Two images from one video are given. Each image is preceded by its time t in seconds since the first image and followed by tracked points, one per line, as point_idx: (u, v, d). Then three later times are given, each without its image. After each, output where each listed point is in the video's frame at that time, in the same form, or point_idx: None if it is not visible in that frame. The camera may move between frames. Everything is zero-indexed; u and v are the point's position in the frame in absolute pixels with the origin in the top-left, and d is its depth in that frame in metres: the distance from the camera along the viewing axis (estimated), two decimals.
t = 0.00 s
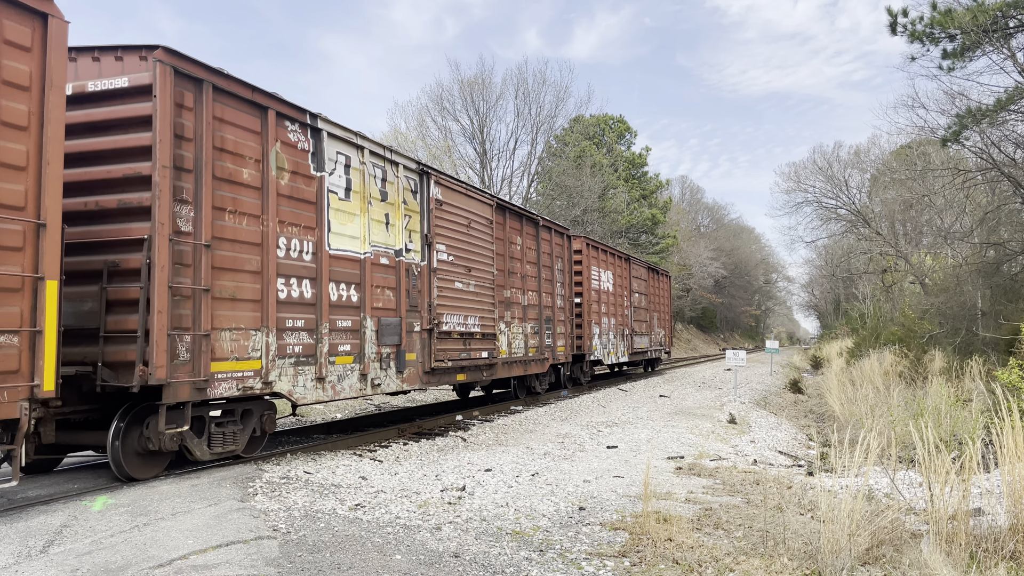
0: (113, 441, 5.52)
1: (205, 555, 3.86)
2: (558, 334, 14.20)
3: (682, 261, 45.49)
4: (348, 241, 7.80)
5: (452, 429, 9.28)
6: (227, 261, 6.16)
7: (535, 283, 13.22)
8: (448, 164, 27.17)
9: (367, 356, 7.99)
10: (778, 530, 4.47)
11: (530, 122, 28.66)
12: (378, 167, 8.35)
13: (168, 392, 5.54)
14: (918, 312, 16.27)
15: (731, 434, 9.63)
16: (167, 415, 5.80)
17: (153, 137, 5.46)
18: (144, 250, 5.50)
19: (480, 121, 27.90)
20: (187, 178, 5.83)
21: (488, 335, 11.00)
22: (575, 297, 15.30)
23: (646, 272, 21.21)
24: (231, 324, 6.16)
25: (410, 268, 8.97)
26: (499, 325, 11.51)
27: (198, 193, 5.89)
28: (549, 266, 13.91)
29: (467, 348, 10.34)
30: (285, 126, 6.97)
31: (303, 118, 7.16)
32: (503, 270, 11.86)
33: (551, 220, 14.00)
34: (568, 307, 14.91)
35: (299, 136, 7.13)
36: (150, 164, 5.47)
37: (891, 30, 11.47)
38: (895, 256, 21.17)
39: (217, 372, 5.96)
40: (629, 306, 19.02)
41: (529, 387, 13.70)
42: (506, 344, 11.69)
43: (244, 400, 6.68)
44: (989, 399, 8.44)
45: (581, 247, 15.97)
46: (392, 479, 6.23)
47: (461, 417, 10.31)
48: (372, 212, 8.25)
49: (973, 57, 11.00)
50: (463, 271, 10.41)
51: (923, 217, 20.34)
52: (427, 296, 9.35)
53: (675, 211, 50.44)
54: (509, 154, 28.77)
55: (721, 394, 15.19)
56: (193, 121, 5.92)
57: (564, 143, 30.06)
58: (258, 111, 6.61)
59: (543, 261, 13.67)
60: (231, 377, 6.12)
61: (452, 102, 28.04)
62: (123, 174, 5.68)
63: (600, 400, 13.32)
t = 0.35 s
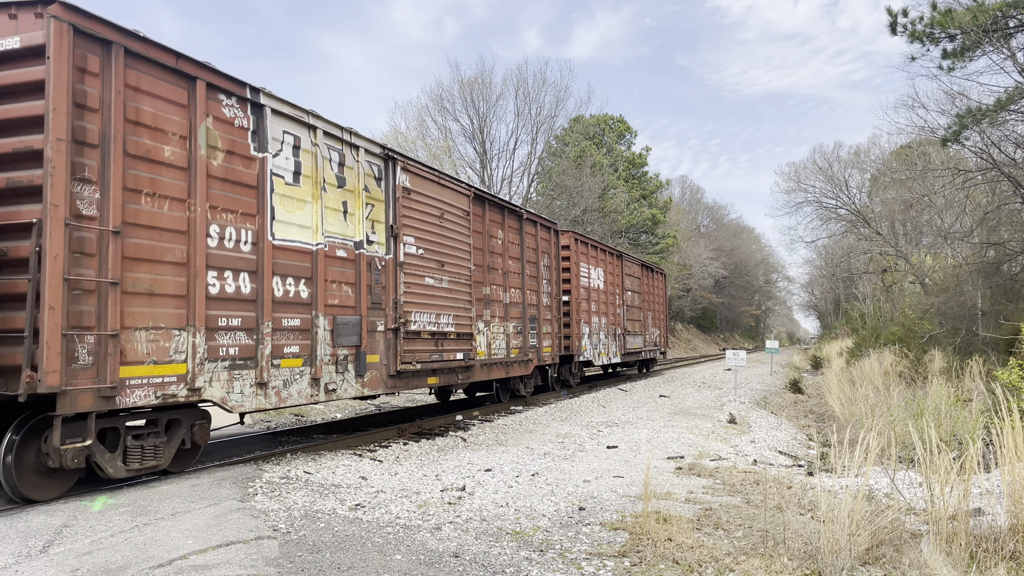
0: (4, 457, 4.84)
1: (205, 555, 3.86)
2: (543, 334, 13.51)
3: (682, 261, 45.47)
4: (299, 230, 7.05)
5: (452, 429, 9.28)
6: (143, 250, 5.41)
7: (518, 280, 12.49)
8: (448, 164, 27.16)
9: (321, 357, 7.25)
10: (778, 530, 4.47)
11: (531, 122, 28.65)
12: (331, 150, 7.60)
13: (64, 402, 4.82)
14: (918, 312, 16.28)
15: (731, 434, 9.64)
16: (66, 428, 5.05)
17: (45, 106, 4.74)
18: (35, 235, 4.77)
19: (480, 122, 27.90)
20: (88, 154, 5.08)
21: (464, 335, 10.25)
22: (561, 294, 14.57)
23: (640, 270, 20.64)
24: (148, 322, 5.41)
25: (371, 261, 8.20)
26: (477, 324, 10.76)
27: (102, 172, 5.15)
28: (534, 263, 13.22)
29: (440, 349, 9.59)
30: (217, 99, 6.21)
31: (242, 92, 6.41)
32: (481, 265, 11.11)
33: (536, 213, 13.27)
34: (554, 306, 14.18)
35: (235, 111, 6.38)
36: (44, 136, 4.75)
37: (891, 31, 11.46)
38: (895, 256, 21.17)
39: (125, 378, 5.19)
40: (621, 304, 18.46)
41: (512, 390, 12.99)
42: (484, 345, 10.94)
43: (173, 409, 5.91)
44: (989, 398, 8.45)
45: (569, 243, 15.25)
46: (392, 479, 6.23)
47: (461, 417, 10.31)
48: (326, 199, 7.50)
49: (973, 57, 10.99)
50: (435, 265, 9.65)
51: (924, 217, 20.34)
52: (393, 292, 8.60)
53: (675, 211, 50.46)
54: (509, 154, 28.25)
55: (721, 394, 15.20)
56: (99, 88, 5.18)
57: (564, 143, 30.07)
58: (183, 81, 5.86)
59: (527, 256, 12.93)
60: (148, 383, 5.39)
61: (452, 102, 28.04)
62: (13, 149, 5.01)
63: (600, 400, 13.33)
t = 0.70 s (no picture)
0: None
1: (205, 556, 3.86)
2: (527, 335, 12.70)
3: (682, 261, 45.44)
4: (237, 218, 6.24)
5: (452, 429, 9.28)
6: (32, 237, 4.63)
7: (496, 276, 11.63)
8: (448, 164, 27.17)
9: (262, 361, 6.44)
10: (778, 530, 4.47)
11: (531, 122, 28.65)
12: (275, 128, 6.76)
13: None
14: (918, 312, 16.27)
15: (731, 434, 9.64)
16: None
17: None
18: None
19: (480, 122, 27.90)
20: None
21: (436, 335, 9.42)
22: (545, 292, 13.70)
23: (633, 267, 19.99)
24: (38, 321, 4.64)
25: (326, 254, 7.37)
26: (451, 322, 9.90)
27: None
28: (515, 259, 12.41)
29: (410, 352, 8.76)
30: (133, 66, 5.42)
31: (165, 60, 5.62)
32: (456, 261, 10.24)
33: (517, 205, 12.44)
34: (537, 304, 13.31)
35: (155, 80, 5.58)
36: None
37: (891, 30, 11.46)
38: (895, 256, 21.17)
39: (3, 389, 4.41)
40: (612, 303, 17.80)
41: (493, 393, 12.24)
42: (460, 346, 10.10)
43: (80, 419, 5.16)
44: (989, 398, 8.45)
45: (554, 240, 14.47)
46: (392, 479, 6.23)
47: (461, 417, 10.32)
48: (269, 184, 6.66)
49: (974, 57, 10.99)
50: (403, 259, 8.75)
51: (924, 217, 20.34)
52: (353, 288, 7.75)
53: (675, 211, 50.47)
54: (509, 154, 28.45)
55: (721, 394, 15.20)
56: None
57: (564, 143, 30.08)
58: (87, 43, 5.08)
59: (507, 252, 12.08)
60: (38, 392, 4.62)
61: (452, 102, 28.03)
62: None
63: (600, 400, 13.34)
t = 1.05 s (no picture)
0: None
1: (205, 556, 3.86)
2: (511, 335, 11.91)
3: (682, 262, 45.40)
4: (156, 201, 5.49)
5: (452, 429, 9.29)
6: None
7: (475, 271, 10.81)
8: (448, 164, 27.17)
9: (187, 364, 5.68)
10: (778, 531, 4.47)
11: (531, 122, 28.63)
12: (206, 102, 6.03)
13: None
14: (918, 313, 16.27)
15: (731, 434, 9.64)
16: None
17: None
18: None
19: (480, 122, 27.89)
20: None
21: (404, 335, 8.63)
22: (530, 289, 12.88)
23: (626, 265, 19.24)
24: None
25: (269, 245, 6.62)
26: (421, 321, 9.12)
27: None
28: (497, 254, 11.64)
29: (372, 354, 7.98)
30: (22, 22, 4.70)
31: (63, 17, 4.88)
32: (427, 254, 9.45)
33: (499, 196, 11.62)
34: (522, 302, 12.48)
35: (50, 40, 4.85)
36: None
37: (891, 31, 11.46)
38: (895, 256, 21.17)
39: None
40: (603, 301, 17.05)
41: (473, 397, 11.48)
42: (432, 348, 9.32)
43: None
44: (989, 398, 8.46)
45: (539, 234, 13.67)
46: (392, 479, 6.24)
47: (461, 417, 10.32)
48: (198, 163, 5.91)
49: (974, 57, 10.99)
50: (365, 251, 7.99)
51: (924, 217, 20.34)
52: (302, 284, 7.00)
53: (675, 211, 50.45)
54: (509, 154, 27.88)
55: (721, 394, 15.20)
56: None
57: (564, 143, 30.09)
58: None
59: (487, 245, 11.26)
60: None
61: (452, 102, 28.03)
62: None
63: (600, 400, 13.34)
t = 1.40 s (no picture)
0: None
1: (205, 556, 3.86)
2: (491, 336, 11.14)
3: (682, 262, 45.38)
4: (50, 179, 4.74)
5: (452, 429, 9.29)
6: None
7: (450, 266, 10.00)
8: (448, 164, 27.17)
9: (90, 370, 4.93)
10: (778, 530, 4.47)
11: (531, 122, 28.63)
12: (116, 68, 5.24)
13: None
14: (918, 313, 16.27)
15: (731, 434, 9.64)
16: None
17: None
18: None
19: (480, 122, 27.90)
20: None
21: (365, 337, 7.83)
22: (513, 286, 12.05)
23: (619, 262, 18.43)
24: None
25: (196, 234, 5.84)
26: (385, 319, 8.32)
27: None
28: (476, 248, 10.81)
29: (326, 358, 7.20)
30: None
31: None
32: (393, 247, 8.65)
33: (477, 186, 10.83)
34: (502, 300, 11.66)
35: None
36: None
37: (891, 31, 11.45)
38: (895, 256, 21.17)
39: None
40: (594, 299, 16.27)
41: (449, 401, 10.69)
42: (398, 350, 8.54)
43: None
44: (988, 398, 8.47)
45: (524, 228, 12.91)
46: (392, 479, 6.23)
47: (461, 416, 10.32)
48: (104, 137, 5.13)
49: (973, 57, 11.00)
50: (317, 242, 7.19)
51: (924, 217, 20.33)
52: (240, 277, 6.21)
53: (675, 211, 50.44)
54: (509, 154, 28.74)
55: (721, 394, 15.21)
56: None
57: (564, 143, 30.08)
58: None
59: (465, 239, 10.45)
60: None
61: (452, 102, 28.03)
62: None
63: (600, 400, 13.34)
